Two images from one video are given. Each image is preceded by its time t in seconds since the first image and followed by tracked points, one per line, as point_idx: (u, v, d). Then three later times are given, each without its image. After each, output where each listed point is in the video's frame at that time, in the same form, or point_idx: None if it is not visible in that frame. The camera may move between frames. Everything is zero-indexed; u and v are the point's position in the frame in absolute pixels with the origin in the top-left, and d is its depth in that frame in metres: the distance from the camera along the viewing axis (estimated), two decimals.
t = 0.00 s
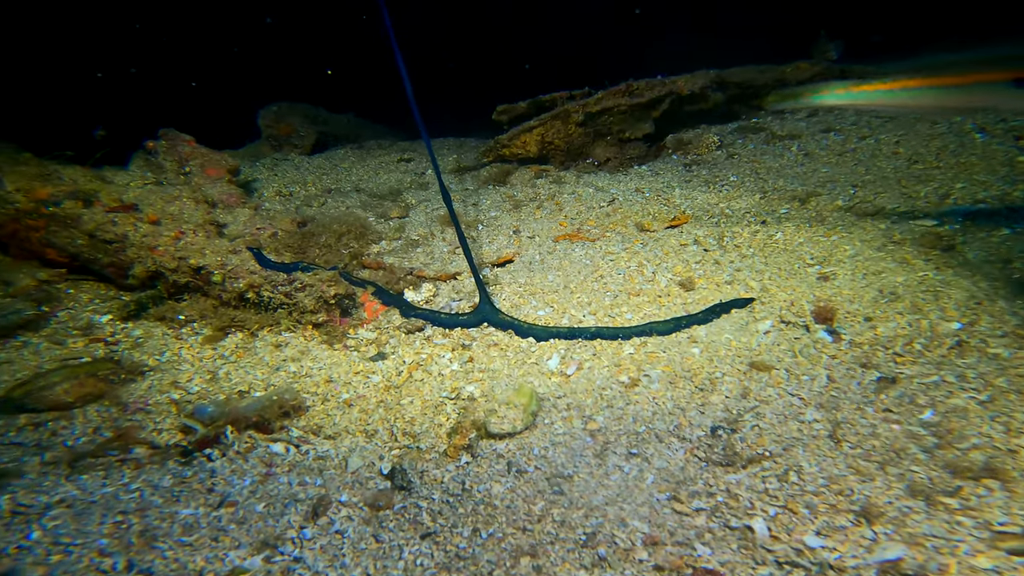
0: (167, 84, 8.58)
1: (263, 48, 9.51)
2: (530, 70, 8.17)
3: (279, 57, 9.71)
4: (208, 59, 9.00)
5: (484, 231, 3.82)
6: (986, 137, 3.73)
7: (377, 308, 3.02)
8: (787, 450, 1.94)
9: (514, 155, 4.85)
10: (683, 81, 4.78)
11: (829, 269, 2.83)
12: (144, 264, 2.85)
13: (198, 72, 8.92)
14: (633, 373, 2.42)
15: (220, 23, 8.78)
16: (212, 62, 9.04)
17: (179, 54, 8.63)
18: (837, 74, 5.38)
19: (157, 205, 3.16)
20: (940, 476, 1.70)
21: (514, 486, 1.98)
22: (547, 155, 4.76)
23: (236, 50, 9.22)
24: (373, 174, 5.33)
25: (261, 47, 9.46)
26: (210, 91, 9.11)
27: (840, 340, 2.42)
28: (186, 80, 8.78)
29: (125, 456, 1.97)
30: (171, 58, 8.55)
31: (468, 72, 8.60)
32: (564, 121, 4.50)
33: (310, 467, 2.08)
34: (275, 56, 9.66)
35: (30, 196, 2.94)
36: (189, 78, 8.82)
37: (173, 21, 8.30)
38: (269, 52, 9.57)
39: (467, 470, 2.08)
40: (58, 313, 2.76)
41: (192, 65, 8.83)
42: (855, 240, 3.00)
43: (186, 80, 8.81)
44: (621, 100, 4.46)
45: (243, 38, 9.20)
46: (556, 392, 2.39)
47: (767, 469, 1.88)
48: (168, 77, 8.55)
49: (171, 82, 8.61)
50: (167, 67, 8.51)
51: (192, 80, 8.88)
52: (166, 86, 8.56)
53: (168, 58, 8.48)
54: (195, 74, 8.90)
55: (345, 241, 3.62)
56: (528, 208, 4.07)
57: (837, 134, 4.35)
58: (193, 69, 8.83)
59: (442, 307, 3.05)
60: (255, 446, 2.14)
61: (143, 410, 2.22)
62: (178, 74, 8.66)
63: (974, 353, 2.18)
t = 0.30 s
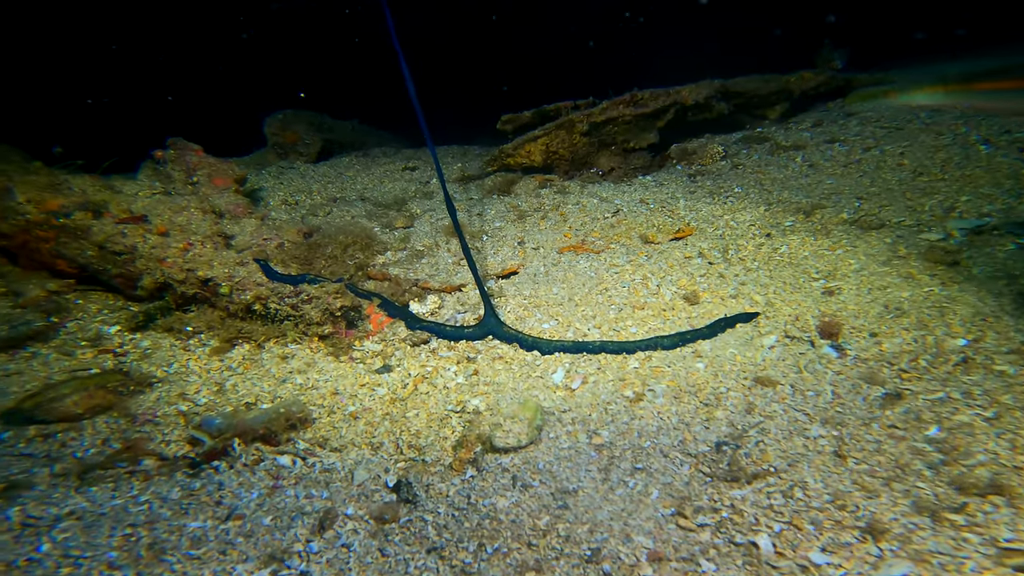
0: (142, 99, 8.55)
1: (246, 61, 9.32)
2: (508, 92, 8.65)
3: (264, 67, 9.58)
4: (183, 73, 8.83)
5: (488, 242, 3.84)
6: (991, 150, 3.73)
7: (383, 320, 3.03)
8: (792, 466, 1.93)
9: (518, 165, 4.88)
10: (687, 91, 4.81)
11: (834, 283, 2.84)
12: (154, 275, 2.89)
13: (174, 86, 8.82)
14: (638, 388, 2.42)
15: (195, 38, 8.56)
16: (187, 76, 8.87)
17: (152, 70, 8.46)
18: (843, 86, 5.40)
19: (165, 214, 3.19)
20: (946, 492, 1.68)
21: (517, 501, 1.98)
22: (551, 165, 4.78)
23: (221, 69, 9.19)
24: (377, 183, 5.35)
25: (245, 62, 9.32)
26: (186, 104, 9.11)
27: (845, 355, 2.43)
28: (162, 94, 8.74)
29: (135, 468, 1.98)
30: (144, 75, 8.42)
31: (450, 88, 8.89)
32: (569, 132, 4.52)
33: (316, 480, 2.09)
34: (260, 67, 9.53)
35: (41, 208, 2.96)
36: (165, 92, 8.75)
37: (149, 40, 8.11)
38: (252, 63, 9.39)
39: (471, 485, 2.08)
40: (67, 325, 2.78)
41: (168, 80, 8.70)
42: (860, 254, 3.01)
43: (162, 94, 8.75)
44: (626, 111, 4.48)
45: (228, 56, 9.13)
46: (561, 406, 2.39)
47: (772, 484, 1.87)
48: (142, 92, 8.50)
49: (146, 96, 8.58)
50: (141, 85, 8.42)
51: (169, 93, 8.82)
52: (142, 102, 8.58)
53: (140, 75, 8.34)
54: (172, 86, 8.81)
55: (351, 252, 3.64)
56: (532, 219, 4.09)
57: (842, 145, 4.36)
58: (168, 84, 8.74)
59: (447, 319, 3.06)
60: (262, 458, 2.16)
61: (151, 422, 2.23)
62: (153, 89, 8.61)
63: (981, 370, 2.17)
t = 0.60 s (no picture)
0: (122, 107, 8.43)
1: (233, 73, 9.20)
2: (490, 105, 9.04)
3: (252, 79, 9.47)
4: (166, 83, 8.76)
5: (498, 247, 3.86)
6: (1005, 151, 3.70)
7: (396, 326, 3.06)
8: (813, 472, 1.92)
9: (526, 170, 4.90)
10: (696, 94, 4.80)
11: (850, 287, 2.82)
12: (171, 283, 2.94)
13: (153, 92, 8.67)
14: (653, 394, 2.43)
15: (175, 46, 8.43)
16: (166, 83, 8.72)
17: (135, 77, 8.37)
18: (853, 88, 5.38)
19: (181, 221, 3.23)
20: (973, 497, 1.66)
21: (535, 506, 1.99)
22: (560, 170, 4.79)
23: (207, 81, 9.01)
24: (386, 188, 5.40)
25: (232, 73, 9.17)
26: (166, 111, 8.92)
27: (862, 360, 2.42)
28: (141, 101, 8.61)
29: (158, 474, 2.02)
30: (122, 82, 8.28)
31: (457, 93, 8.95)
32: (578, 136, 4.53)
33: (335, 487, 2.11)
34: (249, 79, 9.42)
35: (61, 216, 3.01)
36: (144, 99, 8.61)
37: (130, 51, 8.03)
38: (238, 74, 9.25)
39: (489, 491, 2.09)
40: (87, 331, 2.83)
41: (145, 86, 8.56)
42: (874, 258, 3.00)
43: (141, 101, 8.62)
44: (635, 116, 4.50)
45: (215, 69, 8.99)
46: (576, 412, 2.40)
47: (792, 490, 1.86)
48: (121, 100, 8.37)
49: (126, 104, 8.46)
50: (120, 91, 8.29)
51: (148, 100, 8.69)
52: (123, 111, 8.45)
53: (121, 83, 8.25)
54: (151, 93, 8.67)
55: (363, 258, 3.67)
56: (541, 223, 4.10)
57: (853, 148, 4.34)
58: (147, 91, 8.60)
59: (459, 325, 3.09)
60: (281, 464, 2.18)
61: (172, 429, 2.27)
62: (132, 96, 8.47)
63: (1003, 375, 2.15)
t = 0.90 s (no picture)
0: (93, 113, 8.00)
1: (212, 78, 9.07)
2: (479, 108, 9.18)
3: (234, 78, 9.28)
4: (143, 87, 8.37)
5: (504, 252, 3.86)
6: (1016, 153, 3.67)
7: (403, 332, 3.07)
8: (826, 478, 1.91)
9: (531, 173, 4.91)
10: (701, 97, 4.80)
11: (860, 292, 2.81)
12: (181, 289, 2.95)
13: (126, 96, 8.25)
14: (662, 399, 2.42)
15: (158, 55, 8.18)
16: (142, 88, 8.35)
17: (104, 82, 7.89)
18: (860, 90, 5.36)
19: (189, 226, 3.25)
20: (991, 504, 1.64)
21: (546, 513, 1.98)
22: (565, 173, 4.79)
23: (123, 109, 8.29)
24: (392, 192, 5.42)
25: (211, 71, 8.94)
26: (141, 116, 8.55)
27: (873, 365, 2.40)
28: (113, 105, 8.19)
29: (171, 481, 2.03)
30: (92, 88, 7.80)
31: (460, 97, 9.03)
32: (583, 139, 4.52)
33: (346, 493, 2.11)
34: (231, 80, 9.28)
35: (72, 223, 3.04)
36: (117, 103, 8.20)
37: (106, 62, 7.72)
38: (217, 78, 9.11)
39: (500, 497, 2.08)
40: (97, 338, 2.86)
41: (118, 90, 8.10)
42: (884, 262, 2.98)
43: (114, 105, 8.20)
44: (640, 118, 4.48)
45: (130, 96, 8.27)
46: (585, 418, 2.40)
47: (806, 496, 1.85)
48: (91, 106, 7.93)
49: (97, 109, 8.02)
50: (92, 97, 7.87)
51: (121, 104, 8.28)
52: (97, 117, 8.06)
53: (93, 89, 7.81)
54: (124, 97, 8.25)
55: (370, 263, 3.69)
56: (546, 228, 4.10)
57: (860, 150, 4.32)
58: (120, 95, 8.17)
59: (466, 331, 3.09)
60: (292, 471, 2.19)
61: (184, 435, 2.28)
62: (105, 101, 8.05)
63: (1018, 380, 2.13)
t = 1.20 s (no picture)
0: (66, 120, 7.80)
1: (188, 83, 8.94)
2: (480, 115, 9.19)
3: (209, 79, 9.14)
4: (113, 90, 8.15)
5: (509, 261, 3.87)
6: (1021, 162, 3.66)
7: (409, 341, 3.07)
8: (834, 489, 1.90)
9: (535, 182, 4.93)
10: (705, 106, 4.82)
11: (866, 303, 2.81)
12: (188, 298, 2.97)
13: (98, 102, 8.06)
14: (668, 410, 2.42)
15: (127, 60, 8.14)
16: (117, 94, 8.19)
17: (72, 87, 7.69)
18: (864, 99, 5.37)
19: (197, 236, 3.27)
20: (1002, 517, 1.63)
21: (551, 524, 1.97)
22: (569, 182, 4.81)
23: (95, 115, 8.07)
24: (396, 200, 5.43)
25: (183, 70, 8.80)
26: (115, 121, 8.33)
27: (880, 376, 2.39)
28: (87, 112, 7.99)
29: (179, 490, 2.03)
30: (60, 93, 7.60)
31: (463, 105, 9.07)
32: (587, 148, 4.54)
33: (352, 503, 2.11)
34: (213, 83, 9.21)
35: (81, 231, 3.06)
36: (90, 109, 8.00)
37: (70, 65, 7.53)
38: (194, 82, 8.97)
39: (505, 507, 2.08)
40: (105, 347, 2.87)
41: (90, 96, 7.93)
42: (890, 273, 2.98)
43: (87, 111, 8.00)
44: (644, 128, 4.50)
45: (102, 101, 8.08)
46: (590, 428, 2.39)
47: (813, 507, 1.84)
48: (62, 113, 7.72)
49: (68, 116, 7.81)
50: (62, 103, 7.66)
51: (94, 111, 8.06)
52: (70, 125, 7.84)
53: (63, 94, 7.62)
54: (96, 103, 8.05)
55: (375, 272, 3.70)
56: (550, 237, 4.11)
57: (865, 159, 4.32)
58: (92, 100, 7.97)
59: (471, 340, 3.09)
60: (298, 480, 2.19)
61: (191, 444, 2.29)
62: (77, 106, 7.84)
63: None
